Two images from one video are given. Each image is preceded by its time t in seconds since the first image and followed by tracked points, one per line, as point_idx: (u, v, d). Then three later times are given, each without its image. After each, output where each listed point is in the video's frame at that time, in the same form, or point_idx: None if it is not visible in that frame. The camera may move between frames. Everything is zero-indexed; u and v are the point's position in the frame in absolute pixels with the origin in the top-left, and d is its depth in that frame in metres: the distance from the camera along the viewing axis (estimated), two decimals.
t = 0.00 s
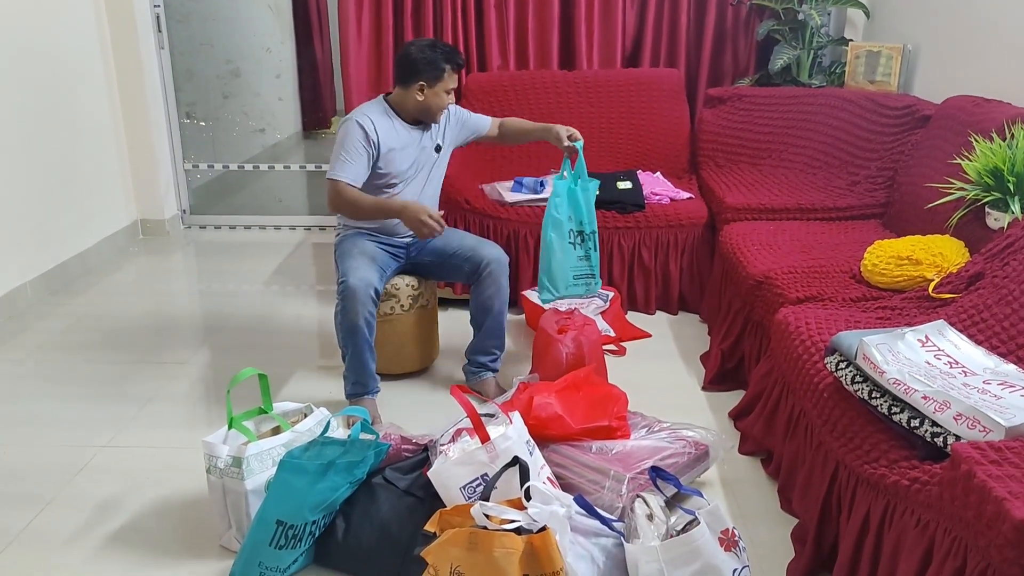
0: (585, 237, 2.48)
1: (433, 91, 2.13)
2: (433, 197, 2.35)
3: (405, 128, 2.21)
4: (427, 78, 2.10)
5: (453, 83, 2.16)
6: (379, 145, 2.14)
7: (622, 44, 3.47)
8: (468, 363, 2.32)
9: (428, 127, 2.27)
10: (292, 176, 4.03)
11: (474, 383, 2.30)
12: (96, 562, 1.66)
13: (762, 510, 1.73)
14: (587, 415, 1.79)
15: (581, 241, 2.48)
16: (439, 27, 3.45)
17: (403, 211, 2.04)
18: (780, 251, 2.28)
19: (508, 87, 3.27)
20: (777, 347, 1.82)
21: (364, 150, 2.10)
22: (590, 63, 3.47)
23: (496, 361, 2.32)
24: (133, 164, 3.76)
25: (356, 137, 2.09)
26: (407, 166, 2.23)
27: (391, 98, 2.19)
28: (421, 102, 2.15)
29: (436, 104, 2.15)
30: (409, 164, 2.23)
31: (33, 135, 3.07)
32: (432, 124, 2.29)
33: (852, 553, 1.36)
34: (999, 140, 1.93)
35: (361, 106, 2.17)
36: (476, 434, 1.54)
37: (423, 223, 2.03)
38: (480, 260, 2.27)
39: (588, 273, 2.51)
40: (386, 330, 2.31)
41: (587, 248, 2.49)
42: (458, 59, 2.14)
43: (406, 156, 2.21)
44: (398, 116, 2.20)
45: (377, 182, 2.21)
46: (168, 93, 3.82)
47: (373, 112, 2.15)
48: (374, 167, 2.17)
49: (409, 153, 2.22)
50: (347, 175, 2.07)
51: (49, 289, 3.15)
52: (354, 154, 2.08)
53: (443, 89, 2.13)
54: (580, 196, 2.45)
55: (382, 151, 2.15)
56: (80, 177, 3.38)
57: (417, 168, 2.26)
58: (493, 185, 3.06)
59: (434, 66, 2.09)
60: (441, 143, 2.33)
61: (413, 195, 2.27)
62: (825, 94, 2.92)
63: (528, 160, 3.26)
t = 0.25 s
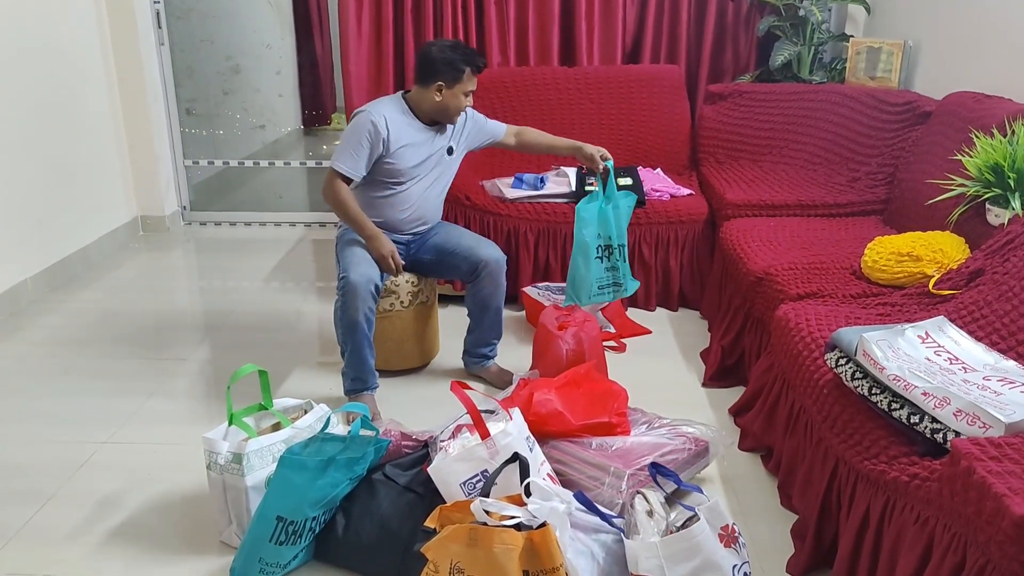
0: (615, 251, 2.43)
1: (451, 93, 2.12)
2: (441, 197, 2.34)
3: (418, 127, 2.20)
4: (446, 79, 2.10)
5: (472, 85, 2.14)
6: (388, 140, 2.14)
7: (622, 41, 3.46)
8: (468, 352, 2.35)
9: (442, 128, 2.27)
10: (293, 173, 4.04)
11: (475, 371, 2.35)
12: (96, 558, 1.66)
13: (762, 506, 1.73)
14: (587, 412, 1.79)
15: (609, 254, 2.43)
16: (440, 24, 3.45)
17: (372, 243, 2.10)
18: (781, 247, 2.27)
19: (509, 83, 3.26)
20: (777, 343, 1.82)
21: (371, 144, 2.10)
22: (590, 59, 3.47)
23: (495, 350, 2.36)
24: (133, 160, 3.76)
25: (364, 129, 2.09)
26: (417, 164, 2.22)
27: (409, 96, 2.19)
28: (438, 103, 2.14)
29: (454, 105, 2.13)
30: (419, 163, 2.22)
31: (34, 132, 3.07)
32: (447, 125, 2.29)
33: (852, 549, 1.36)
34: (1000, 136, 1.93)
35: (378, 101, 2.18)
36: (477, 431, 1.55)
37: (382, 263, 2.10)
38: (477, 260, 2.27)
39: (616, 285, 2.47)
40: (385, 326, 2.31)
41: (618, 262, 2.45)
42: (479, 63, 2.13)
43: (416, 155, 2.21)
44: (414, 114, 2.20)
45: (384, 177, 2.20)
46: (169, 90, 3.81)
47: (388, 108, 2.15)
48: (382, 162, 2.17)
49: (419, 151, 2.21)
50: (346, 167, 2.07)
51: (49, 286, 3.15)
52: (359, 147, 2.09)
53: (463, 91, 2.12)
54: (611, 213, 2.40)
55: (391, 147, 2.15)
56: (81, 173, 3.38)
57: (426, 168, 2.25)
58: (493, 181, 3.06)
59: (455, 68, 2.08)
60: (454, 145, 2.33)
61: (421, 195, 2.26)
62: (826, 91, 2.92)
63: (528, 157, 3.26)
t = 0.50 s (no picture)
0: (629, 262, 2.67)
1: (478, 100, 2.13)
2: (452, 203, 2.36)
3: (443, 131, 2.22)
4: (474, 86, 2.11)
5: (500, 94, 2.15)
6: (413, 140, 2.15)
7: (624, 39, 3.46)
8: (479, 346, 2.38)
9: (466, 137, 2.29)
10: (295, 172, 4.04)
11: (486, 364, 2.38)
12: (99, 557, 1.66)
13: (764, 505, 1.73)
14: (590, 411, 1.79)
15: (624, 265, 2.68)
16: (441, 22, 3.44)
17: (382, 241, 2.12)
18: (783, 246, 2.27)
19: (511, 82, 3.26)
20: (779, 341, 1.81)
21: (396, 142, 2.11)
22: (592, 58, 3.47)
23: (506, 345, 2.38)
24: (135, 159, 3.77)
25: (392, 126, 2.09)
26: (436, 168, 2.24)
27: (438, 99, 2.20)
28: (465, 109, 2.16)
29: (481, 113, 2.15)
30: (439, 168, 2.24)
31: (36, 131, 3.07)
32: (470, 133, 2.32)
33: (855, 548, 1.36)
34: (1003, 134, 1.92)
35: (407, 100, 2.19)
36: (479, 430, 1.54)
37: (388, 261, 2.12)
38: (485, 260, 2.27)
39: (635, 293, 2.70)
40: (388, 325, 2.31)
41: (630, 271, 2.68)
42: (512, 75, 2.16)
43: (437, 160, 2.23)
44: (441, 119, 2.22)
45: (402, 177, 2.22)
46: (171, 90, 3.80)
47: (417, 109, 2.16)
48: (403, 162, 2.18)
49: (441, 156, 2.24)
50: (367, 160, 2.08)
51: (52, 285, 3.16)
52: (385, 144, 2.09)
53: (491, 99, 2.13)
54: (625, 227, 2.63)
55: (414, 147, 2.16)
56: (83, 173, 3.38)
57: (444, 173, 2.27)
58: (495, 180, 3.06)
59: (487, 75, 2.09)
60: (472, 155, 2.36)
61: (435, 199, 2.28)
62: (829, 88, 2.91)
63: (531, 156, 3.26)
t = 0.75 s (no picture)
0: (638, 260, 2.72)
1: (467, 79, 2.16)
2: (460, 202, 2.37)
3: (458, 129, 2.25)
4: (466, 68, 2.18)
5: (488, 73, 2.13)
6: (429, 134, 2.17)
7: (628, 35, 3.45)
8: (482, 344, 2.38)
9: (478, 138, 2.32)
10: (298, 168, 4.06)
11: (489, 362, 2.38)
12: (102, 553, 1.66)
13: (768, 502, 1.73)
14: (593, 407, 1.79)
15: (632, 263, 2.73)
16: (445, 18, 3.44)
17: (387, 236, 2.11)
18: (787, 242, 2.27)
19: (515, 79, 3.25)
20: (783, 338, 1.81)
21: (412, 134, 2.13)
22: (596, 54, 3.46)
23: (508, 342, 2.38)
24: (139, 156, 3.77)
25: (409, 118, 2.12)
26: (449, 164, 2.26)
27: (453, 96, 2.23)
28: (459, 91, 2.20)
29: (467, 91, 2.16)
30: (451, 165, 2.26)
31: (38, 128, 3.07)
32: (483, 133, 2.35)
33: (858, 546, 1.36)
34: (1009, 130, 1.91)
35: (426, 95, 2.21)
36: (482, 426, 1.54)
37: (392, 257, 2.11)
38: (486, 259, 2.26)
39: (642, 290, 2.76)
40: (391, 322, 2.31)
41: (637, 268, 2.74)
42: (515, 63, 2.17)
43: (450, 157, 2.25)
44: (456, 116, 2.24)
45: (414, 171, 2.23)
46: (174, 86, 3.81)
47: (434, 105, 2.19)
48: (416, 156, 2.20)
49: (454, 153, 2.26)
50: (384, 150, 2.10)
51: (56, 281, 3.16)
52: (401, 135, 2.12)
53: (483, 74, 2.13)
54: (633, 225, 2.67)
55: (429, 141, 2.19)
56: (86, 169, 3.39)
57: (455, 170, 2.29)
58: (498, 176, 3.06)
59: (479, 52, 2.14)
60: (484, 155, 2.38)
61: (445, 195, 2.29)
62: (834, 84, 2.90)
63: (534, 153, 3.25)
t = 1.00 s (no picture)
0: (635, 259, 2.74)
1: (467, 75, 2.18)
2: (463, 199, 2.36)
3: (464, 126, 2.24)
4: (468, 64, 2.19)
5: (484, 70, 2.14)
6: (435, 130, 2.17)
7: (629, 32, 3.44)
8: (482, 341, 2.38)
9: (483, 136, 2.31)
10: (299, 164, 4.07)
11: (490, 359, 2.37)
12: (104, 550, 1.66)
13: (769, 500, 1.73)
14: (595, 405, 1.79)
15: (630, 262, 2.74)
16: (446, 15, 3.43)
17: (388, 232, 2.12)
18: (789, 239, 2.26)
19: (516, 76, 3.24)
20: (785, 335, 1.81)
21: (419, 130, 2.13)
22: (597, 50, 3.45)
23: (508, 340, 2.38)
24: (140, 153, 3.77)
25: (417, 113, 2.11)
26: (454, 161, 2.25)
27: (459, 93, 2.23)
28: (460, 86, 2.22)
29: (464, 87, 2.18)
30: (456, 162, 2.26)
31: (39, 125, 3.07)
32: (488, 130, 2.34)
33: (861, 544, 1.35)
34: (1012, 127, 1.91)
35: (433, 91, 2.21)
36: (483, 424, 1.54)
37: (393, 253, 2.11)
38: (486, 256, 2.26)
39: (635, 289, 2.79)
40: (392, 319, 2.31)
41: (636, 268, 2.76)
42: (514, 58, 2.16)
43: (455, 154, 2.24)
44: (462, 114, 2.24)
45: (419, 167, 2.23)
46: (175, 83, 3.79)
47: (441, 101, 2.18)
48: (421, 151, 2.20)
49: (460, 151, 2.25)
50: (390, 145, 2.10)
51: (57, 278, 3.16)
52: (409, 130, 2.11)
53: (478, 68, 2.15)
54: (632, 225, 2.69)
55: (436, 137, 2.18)
56: (87, 166, 3.38)
57: (460, 167, 2.29)
58: (500, 173, 3.05)
59: (476, 49, 2.17)
60: (488, 153, 2.37)
61: (449, 192, 2.29)
62: (836, 81, 2.89)
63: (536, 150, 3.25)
